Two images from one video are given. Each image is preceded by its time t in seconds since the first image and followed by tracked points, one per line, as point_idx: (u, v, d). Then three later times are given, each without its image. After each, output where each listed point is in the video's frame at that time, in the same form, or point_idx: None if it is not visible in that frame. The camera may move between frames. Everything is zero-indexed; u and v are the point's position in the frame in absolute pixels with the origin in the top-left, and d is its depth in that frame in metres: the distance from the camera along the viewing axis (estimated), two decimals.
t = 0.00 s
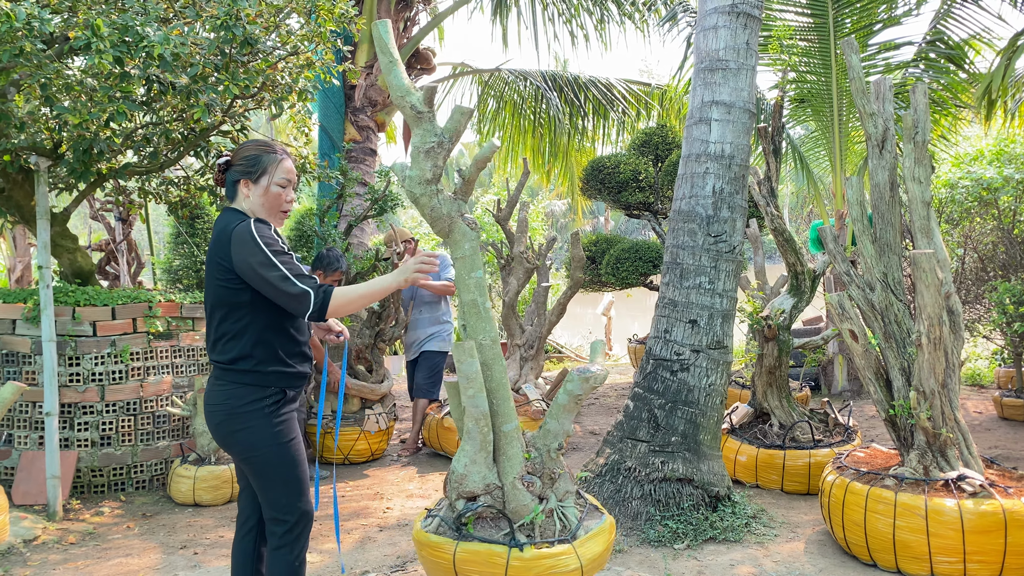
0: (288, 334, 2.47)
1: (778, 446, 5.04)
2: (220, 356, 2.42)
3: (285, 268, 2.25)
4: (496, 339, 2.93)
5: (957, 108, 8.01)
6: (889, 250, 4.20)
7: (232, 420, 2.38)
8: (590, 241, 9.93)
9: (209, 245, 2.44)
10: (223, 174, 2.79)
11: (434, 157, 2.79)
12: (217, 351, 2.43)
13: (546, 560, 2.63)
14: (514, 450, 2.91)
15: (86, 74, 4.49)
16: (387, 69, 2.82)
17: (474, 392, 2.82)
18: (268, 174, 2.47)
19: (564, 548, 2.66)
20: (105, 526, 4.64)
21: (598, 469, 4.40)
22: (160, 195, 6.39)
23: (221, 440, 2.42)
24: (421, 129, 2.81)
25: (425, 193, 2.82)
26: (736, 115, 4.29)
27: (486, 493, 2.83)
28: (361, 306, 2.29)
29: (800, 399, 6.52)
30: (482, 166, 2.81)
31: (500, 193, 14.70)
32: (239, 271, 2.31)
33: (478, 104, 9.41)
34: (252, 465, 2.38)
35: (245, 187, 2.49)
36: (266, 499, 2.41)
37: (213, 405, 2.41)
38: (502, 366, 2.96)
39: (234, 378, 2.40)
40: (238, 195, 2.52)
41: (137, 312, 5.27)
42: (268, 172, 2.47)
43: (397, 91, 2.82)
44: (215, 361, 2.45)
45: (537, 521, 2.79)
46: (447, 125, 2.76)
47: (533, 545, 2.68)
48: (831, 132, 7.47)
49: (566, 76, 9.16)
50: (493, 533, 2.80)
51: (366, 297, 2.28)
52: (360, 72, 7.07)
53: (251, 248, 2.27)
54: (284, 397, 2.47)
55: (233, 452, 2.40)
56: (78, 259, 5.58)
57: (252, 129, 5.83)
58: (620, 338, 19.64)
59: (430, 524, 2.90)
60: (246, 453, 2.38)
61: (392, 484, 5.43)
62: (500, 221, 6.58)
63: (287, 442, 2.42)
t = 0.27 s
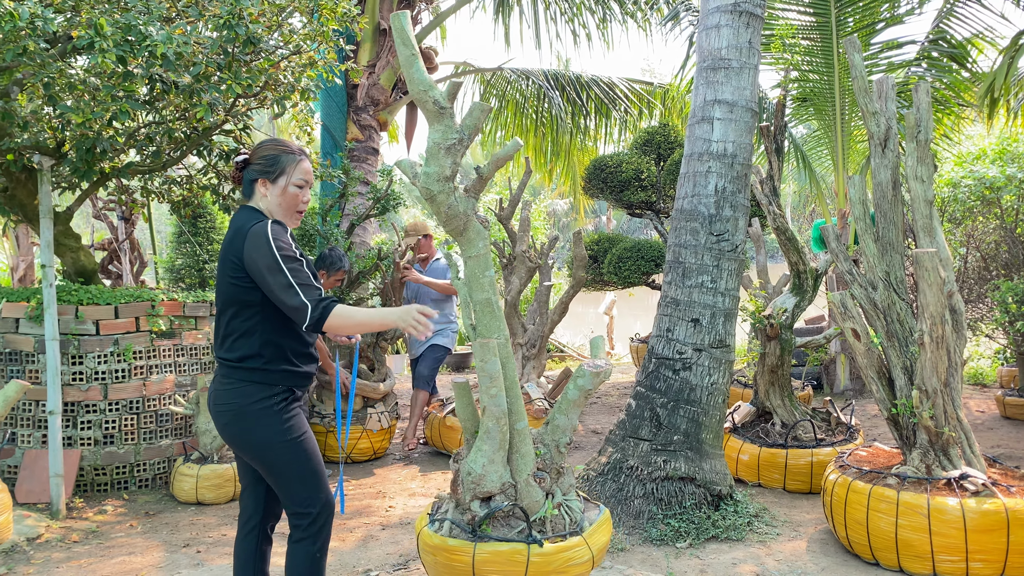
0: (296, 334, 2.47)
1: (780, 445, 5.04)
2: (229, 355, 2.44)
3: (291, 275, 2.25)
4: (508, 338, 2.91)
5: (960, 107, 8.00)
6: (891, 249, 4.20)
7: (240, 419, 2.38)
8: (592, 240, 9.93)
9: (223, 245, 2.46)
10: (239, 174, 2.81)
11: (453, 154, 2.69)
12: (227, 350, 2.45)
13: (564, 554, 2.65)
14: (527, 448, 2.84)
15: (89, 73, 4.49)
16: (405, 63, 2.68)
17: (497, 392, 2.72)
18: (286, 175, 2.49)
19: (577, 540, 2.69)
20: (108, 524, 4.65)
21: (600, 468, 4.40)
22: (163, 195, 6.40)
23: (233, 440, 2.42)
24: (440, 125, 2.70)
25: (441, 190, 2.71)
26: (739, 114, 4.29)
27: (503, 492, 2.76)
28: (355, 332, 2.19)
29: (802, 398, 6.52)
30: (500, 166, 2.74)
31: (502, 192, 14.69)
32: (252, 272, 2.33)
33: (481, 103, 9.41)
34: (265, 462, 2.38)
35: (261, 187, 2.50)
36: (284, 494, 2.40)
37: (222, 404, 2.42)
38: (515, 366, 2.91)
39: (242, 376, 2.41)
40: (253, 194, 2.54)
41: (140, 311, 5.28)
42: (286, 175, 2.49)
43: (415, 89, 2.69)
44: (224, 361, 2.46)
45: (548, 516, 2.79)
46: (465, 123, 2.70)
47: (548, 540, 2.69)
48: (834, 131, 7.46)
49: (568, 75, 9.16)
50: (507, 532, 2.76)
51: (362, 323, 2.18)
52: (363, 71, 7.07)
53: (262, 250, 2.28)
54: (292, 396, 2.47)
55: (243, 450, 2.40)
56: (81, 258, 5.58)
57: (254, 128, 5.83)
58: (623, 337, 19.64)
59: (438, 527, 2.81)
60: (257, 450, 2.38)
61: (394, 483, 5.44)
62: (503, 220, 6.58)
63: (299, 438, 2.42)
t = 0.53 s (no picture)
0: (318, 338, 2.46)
1: (782, 444, 5.04)
2: (250, 355, 2.44)
3: (317, 287, 2.25)
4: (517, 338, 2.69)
5: (962, 106, 7.99)
6: (892, 247, 4.20)
7: (255, 419, 2.39)
8: (594, 239, 9.93)
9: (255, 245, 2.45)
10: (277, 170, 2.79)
11: (470, 151, 2.47)
12: (248, 350, 2.45)
13: (573, 548, 2.63)
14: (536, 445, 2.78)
15: (91, 72, 4.50)
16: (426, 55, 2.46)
17: (513, 389, 2.65)
18: (323, 175, 2.46)
19: (582, 534, 2.67)
20: (110, 522, 4.66)
21: (601, 466, 4.40)
22: (164, 193, 6.40)
23: (245, 440, 2.43)
24: (456, 119, 2.48)
25: (456, 187, 2.48)
26: (740, 112, 4.29)
27: (513, 490, 2.72)
28: (368, 357, 2.22)
29: (804, 396, 6.51)
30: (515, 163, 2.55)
31: (503, 190, 14.68)
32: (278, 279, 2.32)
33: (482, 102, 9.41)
34: (275, 465, 2.38)
35: (299, 187, 2.47)
36: (291, 498, 2.40)
37: (239, 403, 2.43)
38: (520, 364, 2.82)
39: (260, 377, 2.41)
40: (290, 194, 2.51)
41: (142, 309, 5.29)
42: (322, 175, 2.45)
43: (433, 83, 2.45)
44: (245, 360, 2.47)
45: (553, 511, 2.75)
46: (483, 119, 2.48)
47: (556, 535, 2.66)
48: (835, 129, 7.46)
49: (569, 74, 9.16)
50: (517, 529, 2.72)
51: (377, 353, 2.20)
52: (364, 70, 7.07)
53: (289, 257, 2.26)
54: (308, 400, 2.46)
55: (256, 451, 2.40)
56: (83, 256, 5.59)
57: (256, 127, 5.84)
58: (624, 335, 19.64)
59: (447, 528, 2.75)
60: (268, 453, 2.38)
61: (395, 481, 5.44)
62: (504, 219, 6.57)
63: (311, 443, 2.41)
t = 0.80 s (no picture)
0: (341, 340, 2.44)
1: (782, 443, 5.04)
2: (273, 353, 2.45)
3: (336, 295, 2.23)
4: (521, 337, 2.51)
5: (963, 105, 7.98)
6: (892, 246, 4.20)
7: (275, 418, 2.39)
8: (595, 238, 9.93)
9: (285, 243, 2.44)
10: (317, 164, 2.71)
11: (478, 149, 2.31)
12: (272, 348, 2.46)
13: (575, 543, 2.49)
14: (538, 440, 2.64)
15: (91, 70, 4.50)
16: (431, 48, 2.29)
17: (520, 387, 2.49)
18: (364, 175, 2.39)
19: (582, 529, 2.53)
20: (110, 521, 4.66)
21: (601, 465, 4.40)
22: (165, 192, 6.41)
23: (266, 438, 2.43)
24: (461, 115, 2.32)
25: (463, 185, 2.31)
26: (740, 111, 4.28)
27: (517, 489, 2.54)
28: (376, 371, 2.19)
29: (804, 395, 6.51)
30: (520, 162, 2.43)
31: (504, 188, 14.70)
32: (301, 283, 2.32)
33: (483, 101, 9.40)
34: (293, 464, 2.38)
35: (338, 188, 2.41)
36: (308, 499, 2.40)
37: (261, 401, 2.43)
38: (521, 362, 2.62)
39: (282, 376, 2.41)
40: (329, 194, 2.44)
41: (142, 308, 5.29)
42: (360, 176, 2.38)
43: (440, 79, 2.29)
44: (269, 358, 2.47)
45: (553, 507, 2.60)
46: (490, 117, 2.32)
47: (558, 531, 2.52)
48: (835, 128, 7.45)
49: (570, 73, 9.15)
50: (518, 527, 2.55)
51: (385, 368, 2.17)
52: (365, 68, 7.06)
53: (313, 263, 2.25)
54: (329, 402, 2.45)
55: (275, 450, 2.41)
56: (83, 255, 5.58)
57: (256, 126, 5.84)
58: (625, 334, 19.63)
59: (449, 528, 2.57)
60: (287, 453, 2.38)
61: (395, 481, 5.44)
62: (504, 217, 6.56)
63: (330, 446, 2.40)
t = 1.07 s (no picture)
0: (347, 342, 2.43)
1: (781, 442, 5.03)
2: (280, 353, 2.46)
3: (342, 295, 2.22)
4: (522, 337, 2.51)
5: (964, 103, 7.97)
6: (892, 245, 4.20)
7: (277, 417, 2.40)
8: (595, 238, 9.92)
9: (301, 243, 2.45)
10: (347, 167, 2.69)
11: (481, 149, 2.28)
12: (279, 347, 2.47)
13: (576, 541, 2.47)
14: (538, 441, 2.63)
15: (90, 69, 4.49)
16: (435, 47, 2.24)
17: (522, 387, 2.48)
18: (395, 186, 2.36)
19: (581, 527, 2.51)
20: (110, 520, 4.66)
21: (601, 464, 4.39)
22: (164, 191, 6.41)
23: (270, 437, 2.44)
24: (465, 114, 2.28)
25: (466, 184, 2.28)
26: (740, 110, 4.28)
27: (519, 488, 2.52)
28: (378, 373, 2.19)
29: (804, 395, 6.50)
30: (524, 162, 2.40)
31: (505, 187, 14.69)
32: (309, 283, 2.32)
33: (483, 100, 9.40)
34: (293, 465, 2.38)
35: (369, 195, 2.37)
36: (308, 500, 2.40)
37: (265, 400, 2.44)
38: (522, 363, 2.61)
39: (287, 375, 2.42)
40: (360, 200, 2.41)
41: (142, 307, 5.29)
42: (393, 187, 2.35)
43: (443, 79, 2.24)
44: (276, 357, 2.48)
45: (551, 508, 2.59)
46: (493, 117, 2.30)
47: (559, 530, 2.50)
48: (836, 127, 7.44)
49: (570, 71, 9.15)
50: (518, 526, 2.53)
51: (387, 370, 2.17)
52: (364, 67, 7.06)
53: (321, 262, 2.25)
54: (332, 404, 2.43)
55: (277, 449, 2.41)
56: (83, 254, 5.58)
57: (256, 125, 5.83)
58: (626, 334, 19.63)
59: (451, 529, 2.53)
60: (288, 452, 2.38)
61: (395, 480, 5.44)
62: (504, 217, 6.56)
63: (331, 447, 2.39)
